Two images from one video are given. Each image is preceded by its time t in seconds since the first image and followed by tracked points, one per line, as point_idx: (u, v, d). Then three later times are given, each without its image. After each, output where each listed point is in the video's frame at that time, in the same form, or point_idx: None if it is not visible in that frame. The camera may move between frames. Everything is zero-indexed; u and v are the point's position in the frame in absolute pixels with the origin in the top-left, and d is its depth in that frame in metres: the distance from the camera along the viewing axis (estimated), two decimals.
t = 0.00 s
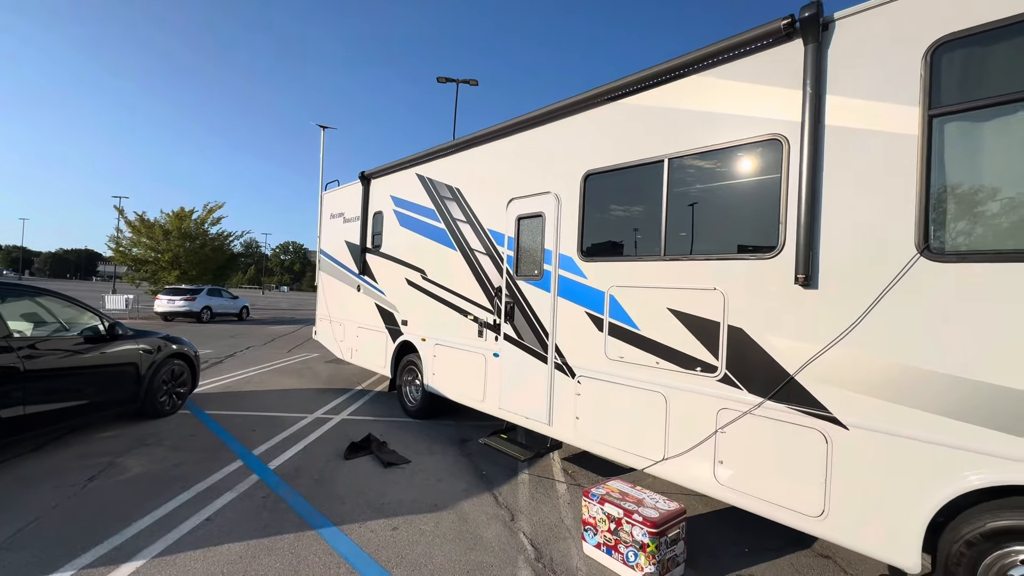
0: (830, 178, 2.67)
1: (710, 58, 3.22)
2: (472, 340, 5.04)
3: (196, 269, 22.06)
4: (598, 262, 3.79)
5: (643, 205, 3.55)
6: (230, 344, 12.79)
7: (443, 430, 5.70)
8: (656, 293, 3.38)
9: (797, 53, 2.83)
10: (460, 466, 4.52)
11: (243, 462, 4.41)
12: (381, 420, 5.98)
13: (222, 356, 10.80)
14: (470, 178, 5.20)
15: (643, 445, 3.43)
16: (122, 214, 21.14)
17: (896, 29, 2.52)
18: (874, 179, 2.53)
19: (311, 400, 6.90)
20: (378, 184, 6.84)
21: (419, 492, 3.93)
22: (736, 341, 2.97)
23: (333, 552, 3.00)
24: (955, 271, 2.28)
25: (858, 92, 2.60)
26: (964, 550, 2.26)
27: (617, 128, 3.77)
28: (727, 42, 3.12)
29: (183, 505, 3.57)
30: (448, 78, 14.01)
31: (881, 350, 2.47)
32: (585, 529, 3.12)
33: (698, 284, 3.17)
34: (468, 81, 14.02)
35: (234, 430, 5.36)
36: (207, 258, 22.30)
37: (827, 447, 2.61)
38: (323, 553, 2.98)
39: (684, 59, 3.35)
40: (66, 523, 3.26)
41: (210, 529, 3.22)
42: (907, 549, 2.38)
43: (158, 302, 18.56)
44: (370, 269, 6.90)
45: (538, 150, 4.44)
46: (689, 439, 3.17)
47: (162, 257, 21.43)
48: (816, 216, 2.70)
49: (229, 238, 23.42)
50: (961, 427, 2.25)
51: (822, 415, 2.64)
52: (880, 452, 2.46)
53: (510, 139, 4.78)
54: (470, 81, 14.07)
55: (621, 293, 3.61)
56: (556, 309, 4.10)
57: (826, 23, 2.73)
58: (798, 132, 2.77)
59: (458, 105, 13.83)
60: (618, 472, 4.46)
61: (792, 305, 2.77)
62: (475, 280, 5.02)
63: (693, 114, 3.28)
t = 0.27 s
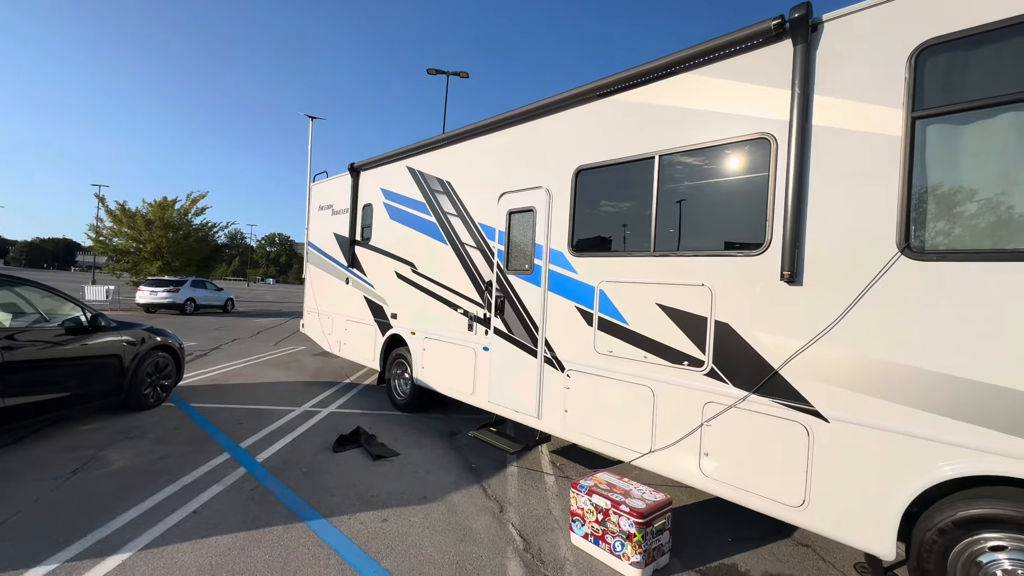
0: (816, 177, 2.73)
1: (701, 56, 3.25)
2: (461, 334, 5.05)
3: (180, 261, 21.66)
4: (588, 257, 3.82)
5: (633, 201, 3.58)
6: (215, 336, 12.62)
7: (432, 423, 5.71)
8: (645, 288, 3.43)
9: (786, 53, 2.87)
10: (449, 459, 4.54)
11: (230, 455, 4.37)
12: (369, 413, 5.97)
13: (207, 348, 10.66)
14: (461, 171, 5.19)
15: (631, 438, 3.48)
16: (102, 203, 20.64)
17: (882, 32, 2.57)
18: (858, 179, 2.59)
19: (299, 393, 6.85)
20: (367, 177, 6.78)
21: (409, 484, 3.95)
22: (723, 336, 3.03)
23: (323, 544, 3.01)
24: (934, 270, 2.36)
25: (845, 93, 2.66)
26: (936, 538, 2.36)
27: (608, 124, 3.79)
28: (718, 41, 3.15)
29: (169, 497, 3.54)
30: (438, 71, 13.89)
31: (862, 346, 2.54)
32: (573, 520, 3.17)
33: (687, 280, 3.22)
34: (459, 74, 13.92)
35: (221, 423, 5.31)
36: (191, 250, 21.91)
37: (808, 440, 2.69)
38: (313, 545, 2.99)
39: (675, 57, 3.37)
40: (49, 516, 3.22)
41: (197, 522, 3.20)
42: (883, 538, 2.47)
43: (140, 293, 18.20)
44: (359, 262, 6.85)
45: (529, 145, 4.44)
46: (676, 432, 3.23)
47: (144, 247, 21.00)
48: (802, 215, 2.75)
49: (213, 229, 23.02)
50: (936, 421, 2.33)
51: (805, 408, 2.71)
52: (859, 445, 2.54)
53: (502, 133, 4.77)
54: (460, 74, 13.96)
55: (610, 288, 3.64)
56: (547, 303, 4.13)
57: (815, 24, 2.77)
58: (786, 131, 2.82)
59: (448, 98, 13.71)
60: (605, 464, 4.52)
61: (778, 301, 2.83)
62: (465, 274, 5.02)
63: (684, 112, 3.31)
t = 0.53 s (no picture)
0: (800, 171, 2.78)
1: (690, 49, 3.27)
2: (449, 323, 5.05)
3: (159, 248, 21.15)
4: (576, 248, 3.85)
5: (621, 192, 3.60)
6: (197, 326, 12.40)
7: (419, 412, 5.72)
8: (632, 279, 3.47)
9: (774, 48, 2.91)
10: (436, 447, 4.56)
11: (214, 444, 4.33)
12: (355, 403, 5.95)
13: (188, 338, 10.47)
14: (449, 160, 5.15)
15: (616, 426, 3.54)
16: (76, 188, 20.01)
17: (867, 28, 2.61)
18: (840, 173, 2.65)
19: (284, 383, 6.79)
20: (354, 164, 6.69)
21: (396, 472, 3.97)
22: (707, 326, 3.09)
23: (309, 531, 3.02)
24: (912, 264, 2.43)
25: (830, 89, 2.70)
26: (905, 519, 2.46)
27: (597, 115, 3.79)
28: (707, 33, 3.16)
29: (152, 486, 3.50)
30: (425, 58, 13.66)
31: (840, 336, 2.61)
32: (559, 505, 3.22)
33: (673, 270, 3.26)
34: (446, 62, 13.72)
35: (204, 413, 5.24)
36: (170, 237, 21.39)
37: (787, 427, 2.77)
38: (299, 532, 3.00)
39: (665, 49, 3.38)
40: (27, 505, 3.16)
41: (181, 510, 3.18)
42: (857, 520, 2.57)
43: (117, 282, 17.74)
44: (345, 251, 6.78)
45: (518, 135, 4.42)
46: (660, 420, 3.30)
47: (122, 234, 20.44)
48: (785, 208, 2.81)
49: (194, 217, 22.48)
50: (908, 408, 2.42)
51: (784, 396, 2.78)
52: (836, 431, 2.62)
53: (490, 122, 4.73)
54: (448, 62, 13.76)
55: (597, 278, 3.68)
56: (534, 293, 4.15)
57: (802, 19, 2.81)
58: (772, 125, 2.86)
59: (436, 86, 13.53)
60: (591, 452, 4.60)
61: (761, 292, 2.89)
62: (453, 263, 5.01)
63: (673, 104, 3.33)
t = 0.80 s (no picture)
0: (785, 159, 2.82)
1: (680, 35, 3.27)
2: (435, 309, 5.04)
3: (135, 233, 20.55)
4: (563, 234, 3.85)
5: (609, 179, 3.61)
6: (176, 312, 12.14)
7: (405, 398, 5.71)
8: (618, 265, 3.49)
9: (761, 35, 2.92)
10: (422, 432, 4.58)
11: (196, 430, 4.27)
12: (340, 389, 5.92)
13: (167, 324, 10.24)
14: (436, 145, 5.09)
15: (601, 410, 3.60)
16: (46, 170, 19.25)
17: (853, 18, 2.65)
18: (823, 162, 2.70)
19: (267, 369, 6.72)
20: (338, 148, 6.56)
21: (382, 457, 3.97)
22: (692, 312, 3.14)
23: (295, 514, 3.02)
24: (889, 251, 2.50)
25: (816, 78, 2.73)
26: (876, 497, 2.56)
27: (586, 100, 3.77)
28: (696, 20, 3.16)
29: (132, 472, 3.44)
30: (411, 41, 13.39)
31: (820, 321, 2.69)
32: (544, 487, 3.27)
33: (659, 257, 3.30)
34: (433, 45, 13.47)
35: (185, 399, 5.16)
36: (146, 222, 20.78)
37: (767, 409, 2.85)
38: (285, 516, 2.99)
39: (654, 34, 3.38)
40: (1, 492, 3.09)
41: (164, 495, 3.14)
42: (831, 498, 2.67)
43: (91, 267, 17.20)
44: (329, 236, 6.68)
45: (506, 119, 4.38)
46: (644, 404, 3.36)
47: (95, 218, 19.79)
48: (769, 196, 2.85)
49: (171, 201, 21.85)
50: (882, 390, 2.51)
51: (765, 380, 2.86)
52: (813, 413, 2.71)
53: (478, 106, 4.68)
54: (434, 46, 13.51)
55: (584, 264, 3.70)
56: (521, 280, 4.15)
57: (790, 7, 2.83)
58: (758, 113, 2.89)
59: (422, 70, 13.29)
60: (576, 436, 4.67)
61: (745, 278, 2.94)
62: (440, 249, 4.98)
63: (661, 90, 3.34)
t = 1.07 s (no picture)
0: (775, 145, 2.84)
1: (672, 19, 3.24)
2: (424, 296, 5.01)
3: (112, 219, 19.98)
4: (554, 220, 3.84)
5: (600, 164, 3.60)
6: (157, 299, 11.89)
7: (394, 385, 5.70)
8: (608, 251, 3.50)
9: (754, 20, 2.91)
10: (411, 418, 4.58)
11: (181, 417, 4.21)
12: (328, 376, 5.88)
13: (148, 311, 10.03)
14: (425, 129, 5.01)
15: (590, 395, 3.63)
16: (16, 152, 18.55)
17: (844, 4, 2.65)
18: (812, 148, 2.72)
19: (253, 356, 6.63)
20: (324, 131, 6.43)
21: (371, 442, 3.97)
22: (680, 298, 3.17)
23: (285, 500, 3.00)
24: (875, 238, 2.55)
25: (807, 64, 2.74)
26: (856, 476, 2.63)
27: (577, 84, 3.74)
28: (689, 3, 3.14)
29: (116, 459, 3.39)
30: (398, 23, 13.09)
31: (805, 306, 2.73)
32: (534, 471, 3.31)
33: (649, 243, 3.31)
34: (420, 28, 13.19)
35: (169, 386, 5.08)
36: (124, 207, 20.21)
37: (753, 392, 2.90)
38: (274, 501, 2.98)
39: (647, 18, 3.34)
40: None
41: (149, 482, 3.10)
42: (813, 478, 2.74)
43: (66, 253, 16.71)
44: (315, 222, 6.57)
45: (496, 103, 4.32)
46: (633, 388, 3.39)
47: (70, 202, 19.19)
48: (759, 182, 2.87)
49: (149, 186, 21.25)
50: (865, 374, 2.57)
51: (751, 364, 2.90)
52: (798, 395, 2.77)
53: (467, 89, 4.60)
54: (421, 29, 13.24)
55: (574, 250, 3.70)
56: (511, 266, 4.14)
57: None
58: (749, 99, 2.89)
59: (409, 53, 13.01)
60: (564, 421, 4.71)
61: (733, 264, 2.97)
62: (429, 235, 4.93)
63: (653, 75, 3.32)
